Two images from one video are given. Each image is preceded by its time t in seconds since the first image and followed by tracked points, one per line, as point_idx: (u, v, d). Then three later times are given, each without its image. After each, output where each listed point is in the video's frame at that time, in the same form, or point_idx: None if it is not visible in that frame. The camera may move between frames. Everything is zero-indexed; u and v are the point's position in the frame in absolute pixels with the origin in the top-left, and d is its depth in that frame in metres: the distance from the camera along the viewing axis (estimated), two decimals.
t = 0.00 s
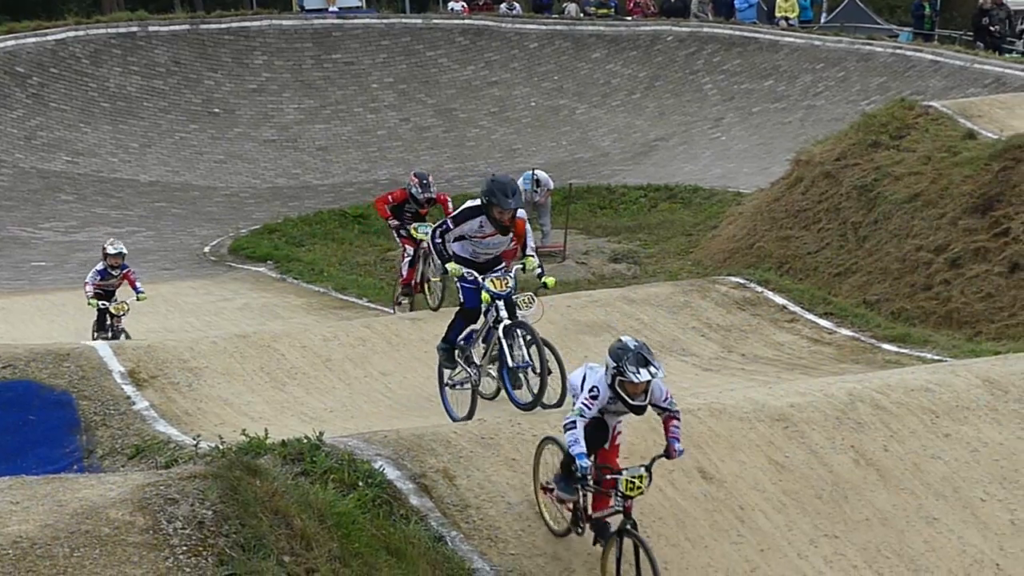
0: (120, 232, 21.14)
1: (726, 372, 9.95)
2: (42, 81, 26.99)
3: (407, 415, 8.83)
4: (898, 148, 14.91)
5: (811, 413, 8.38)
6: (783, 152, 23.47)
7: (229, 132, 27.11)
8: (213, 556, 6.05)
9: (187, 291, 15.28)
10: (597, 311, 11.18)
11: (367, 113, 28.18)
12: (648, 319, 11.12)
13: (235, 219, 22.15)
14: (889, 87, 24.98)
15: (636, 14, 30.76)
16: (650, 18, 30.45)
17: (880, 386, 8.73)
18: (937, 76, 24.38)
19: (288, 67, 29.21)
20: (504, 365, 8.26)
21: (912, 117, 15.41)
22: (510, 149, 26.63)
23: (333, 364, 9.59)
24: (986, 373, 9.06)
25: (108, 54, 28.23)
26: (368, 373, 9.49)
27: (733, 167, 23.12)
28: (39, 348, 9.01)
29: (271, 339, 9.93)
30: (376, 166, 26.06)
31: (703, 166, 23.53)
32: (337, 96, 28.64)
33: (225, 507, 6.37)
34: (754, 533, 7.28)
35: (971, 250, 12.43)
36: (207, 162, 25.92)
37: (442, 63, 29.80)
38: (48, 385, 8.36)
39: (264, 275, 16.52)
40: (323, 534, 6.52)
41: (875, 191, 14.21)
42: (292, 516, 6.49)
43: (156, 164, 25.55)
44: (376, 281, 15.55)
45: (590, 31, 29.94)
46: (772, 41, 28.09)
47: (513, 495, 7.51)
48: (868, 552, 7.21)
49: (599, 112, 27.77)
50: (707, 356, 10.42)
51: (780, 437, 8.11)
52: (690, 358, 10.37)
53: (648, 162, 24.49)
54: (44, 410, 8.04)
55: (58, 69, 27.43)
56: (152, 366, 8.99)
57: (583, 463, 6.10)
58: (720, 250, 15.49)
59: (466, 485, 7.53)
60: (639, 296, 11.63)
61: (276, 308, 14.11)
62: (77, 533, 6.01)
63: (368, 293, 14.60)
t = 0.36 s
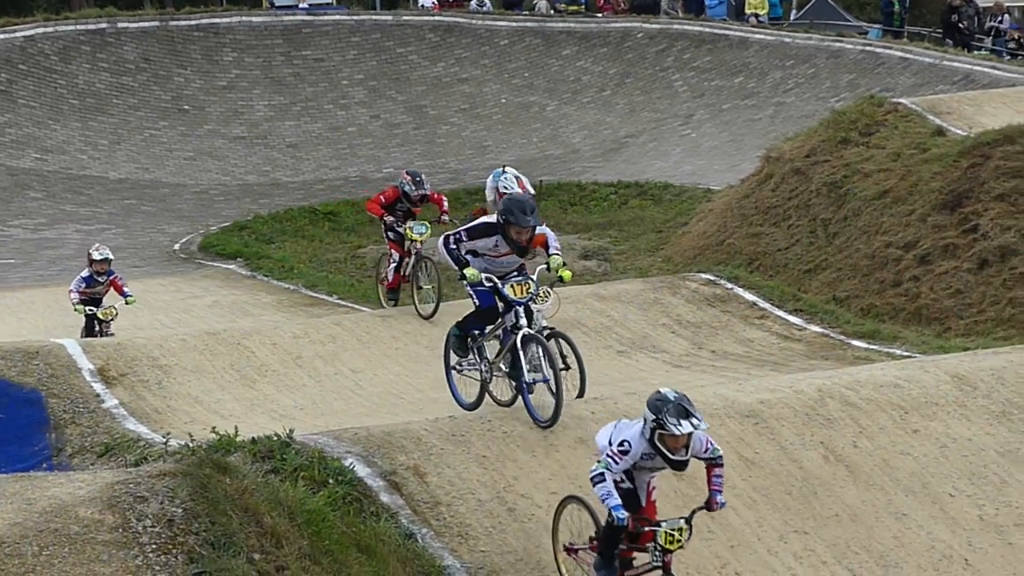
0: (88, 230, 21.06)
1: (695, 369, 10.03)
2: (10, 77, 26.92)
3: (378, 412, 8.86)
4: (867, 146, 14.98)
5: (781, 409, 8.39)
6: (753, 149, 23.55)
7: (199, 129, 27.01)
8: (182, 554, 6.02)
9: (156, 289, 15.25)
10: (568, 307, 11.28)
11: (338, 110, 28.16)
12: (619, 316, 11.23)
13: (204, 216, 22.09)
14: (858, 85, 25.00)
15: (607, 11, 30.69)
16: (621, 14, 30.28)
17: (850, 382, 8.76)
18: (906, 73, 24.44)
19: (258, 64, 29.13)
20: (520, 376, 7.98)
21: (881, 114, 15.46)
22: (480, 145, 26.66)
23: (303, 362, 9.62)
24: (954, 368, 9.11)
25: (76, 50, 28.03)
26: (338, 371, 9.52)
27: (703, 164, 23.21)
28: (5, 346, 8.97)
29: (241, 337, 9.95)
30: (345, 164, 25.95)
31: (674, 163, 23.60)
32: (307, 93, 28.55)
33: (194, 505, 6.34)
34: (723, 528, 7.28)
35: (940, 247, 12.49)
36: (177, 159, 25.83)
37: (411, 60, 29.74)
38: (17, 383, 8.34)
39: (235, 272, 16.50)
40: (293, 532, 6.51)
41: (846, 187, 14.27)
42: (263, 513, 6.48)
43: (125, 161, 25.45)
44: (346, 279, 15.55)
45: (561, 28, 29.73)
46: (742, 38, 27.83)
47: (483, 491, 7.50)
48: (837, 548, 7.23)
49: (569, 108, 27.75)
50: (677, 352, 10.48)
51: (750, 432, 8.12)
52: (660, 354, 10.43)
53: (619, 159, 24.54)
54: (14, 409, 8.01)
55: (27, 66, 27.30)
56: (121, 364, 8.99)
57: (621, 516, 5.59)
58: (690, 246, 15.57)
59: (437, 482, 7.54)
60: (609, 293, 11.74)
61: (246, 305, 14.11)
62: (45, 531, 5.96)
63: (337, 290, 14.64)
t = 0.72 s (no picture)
0: (54, 231, 20.98)
1: (664, 368, 10.14)
2: None
3: (346, 412, 8.91)
4: (834, 145, 15.08)
5: (748, 408, 8.43)
6: (721, 148, 23.65)
7: (166, 129, 26.92)
8: (149, 555, 6.01)
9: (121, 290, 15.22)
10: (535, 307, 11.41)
11: (306, 110, 28.04)
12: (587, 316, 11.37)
13: (171, 216, 22.04)
14: (825, 84, 25.12)
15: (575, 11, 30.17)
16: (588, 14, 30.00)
17: (816, 381, 8.80)
18: (873, 72, 24.61)
19: (224, 64, 29.00)
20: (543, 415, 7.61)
21: (848, 114, 15.57)
22: (448, 145, 26.66)
23: (271, 362, 9.66)
24: (921, 368, 9.16)
25: (42, 50, 27.84)
26: (307, 371, 9.57)
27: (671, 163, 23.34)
28: None
29: (208, 337, 9.96)
30: (313, 163, 25.93)
31: (642, 162, 23.71)
32: (274, 93, 28.45)
33: (161, 506, 6.32)
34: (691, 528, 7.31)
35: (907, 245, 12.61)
36: (144, 159, 25.74)
37: (380, 60, 29.57)
38: None
39: (203, 272, 16.46)
40: (261, 532, 6.49)
41: (813, 186, 14.35)
42: (230, 514, 6.45)
43: (93, 162, 25.33)
44: (314, 279, 15.54)
45: (528, 28, 29.66)
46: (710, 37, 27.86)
47: (451, 491, 7.51)
48: (805, 547, 7.24)
49: (537, 108, 27.73)
50: (645, 352, 10.57)
51: (716, 431, 8.16)
52: (629, 354, 10.52)
53: (587, 159, 24.61)
54: None
55: None
56: (88, 364, 8.98)
57: (668, 568, 5.22)
58: (659, 245, 15.66)
59: (405, 481, 7.54)
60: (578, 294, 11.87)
61: (214, 305, 14.12)
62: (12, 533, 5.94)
63: (304, 290, 14.67)
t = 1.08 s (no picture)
0: (21, 227, 20.87)
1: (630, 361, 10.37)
2: None
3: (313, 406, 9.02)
4: (803, 138, 15.17)
5: (717, 401, 8.45)
6: (689, 143, 23.86)
7: (134, 124, 26.67)
8: (117, 550, 6.00)
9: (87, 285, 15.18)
10: (502, 302, 11.56)
11: (274, 104, 27.85)
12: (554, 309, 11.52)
13: (138, 211, 21.99)
14: (793, 78, 25.28)
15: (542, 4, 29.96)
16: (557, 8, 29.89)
17: (784, 373, 8.84)
18: (840, 66, 24.81)
19: (192, 58, 28.54)
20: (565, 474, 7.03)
21: (817, 107, 15.65)
22: (416, 139, 26.61)
23: (240, 357, 9.72)
24: (888, 360, 9.19)
25: (8, 45, 27.52)
26: (275, 365, 9.65)
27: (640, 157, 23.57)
28: None
29: (176, 331, 9.97)
30: (281, 158, 25.87)
31: (611, 156, 23.93)
32: (242, 87, 28.22)
33: (129, 501, 6.29)
34: (660, 521, 7.32)
35: (875, 239, 12.71)
36: (112, 154, 25.56)
37: (348, 55, 29.30)
38: None
39: (170, 267, 16.43)
40: (229, 527, 6.41)
41: (781, 180, 14.44)
42: (198, 508, 6.38)
43: (59, 156, 25.16)
44: (281, 274, 15.52)
45: (496, 22, 29.51)
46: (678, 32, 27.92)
47: (420, 486, 7.52)
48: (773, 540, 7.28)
49: (506, 103, 27.72)
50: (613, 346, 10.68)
51: (684, 425, 8.17)
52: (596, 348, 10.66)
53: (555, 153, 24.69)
54: None
55: None
56: (55, 359, 8.96)
57: None
58: (626, 240, 15.81)
59: (374, 476, 7.54)
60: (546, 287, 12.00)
61: (182, 300, 14.15)
62: None
63: (271, 283, 14.75)
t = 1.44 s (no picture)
0: None
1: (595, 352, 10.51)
2: None
3: (281, 399, 9.10)
4: (771, 130, 15.21)
5: (686, 393, 8.46)
6: (657, 135, 24.07)
7: (101, 115, 26.41)
8: (84, 544, 5.93)
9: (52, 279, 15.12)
10: (468, 294, 11.63)
11: (241, 96, 27.58)
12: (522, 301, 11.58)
13: (104, 204, 21.88)
14: (761, 70, 25.47)
15: None
16: None
17: (752, 364, 8.86)
18: (807, 58, 25.00)
19: (159, 50, 28.36)
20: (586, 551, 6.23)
21: (784, 99, 15.66)
22: (385, 131, 26.55)
23: (209, 350, 9.75)
24: (856, 351, 9.24)
25: None
26: (244, 358, 9.71)
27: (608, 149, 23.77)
28: None
29: (144, 323, 9.96)
30: (248, 150, 25.74)
31: (579, 148, 24.12)
32: (209, 79, 27.89)
33: (98, 495, 6.22)
34: (630, 512, 7.30)
35: (842, 231, 12.79)
36: (78, 146, 25.32)
37: (315, 46, 29.07)
38: None
39: (137, 260, 16.39)
40: (199, 521, 6.34)
41: (748, 172, 14.50)
42: (166, 501, 6.33)
43: (25, 148, 24.90)
44: (248, 267, 15.50)
45: (465, 14, 29.63)
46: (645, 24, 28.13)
47: (389, 478, 7.54)
48: (742, 531, 7.31)
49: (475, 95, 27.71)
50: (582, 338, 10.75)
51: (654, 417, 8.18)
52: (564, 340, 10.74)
53: (523, 145, 24.73)
54: None
55: None
56: (22, 352, 8.94)
57: None
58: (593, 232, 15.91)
59: (342, 468, 7.54)
60: (513, 279, 12.04)
61: (149, 293, 14.15)
62: None
63: (239, 276, 14.79)
